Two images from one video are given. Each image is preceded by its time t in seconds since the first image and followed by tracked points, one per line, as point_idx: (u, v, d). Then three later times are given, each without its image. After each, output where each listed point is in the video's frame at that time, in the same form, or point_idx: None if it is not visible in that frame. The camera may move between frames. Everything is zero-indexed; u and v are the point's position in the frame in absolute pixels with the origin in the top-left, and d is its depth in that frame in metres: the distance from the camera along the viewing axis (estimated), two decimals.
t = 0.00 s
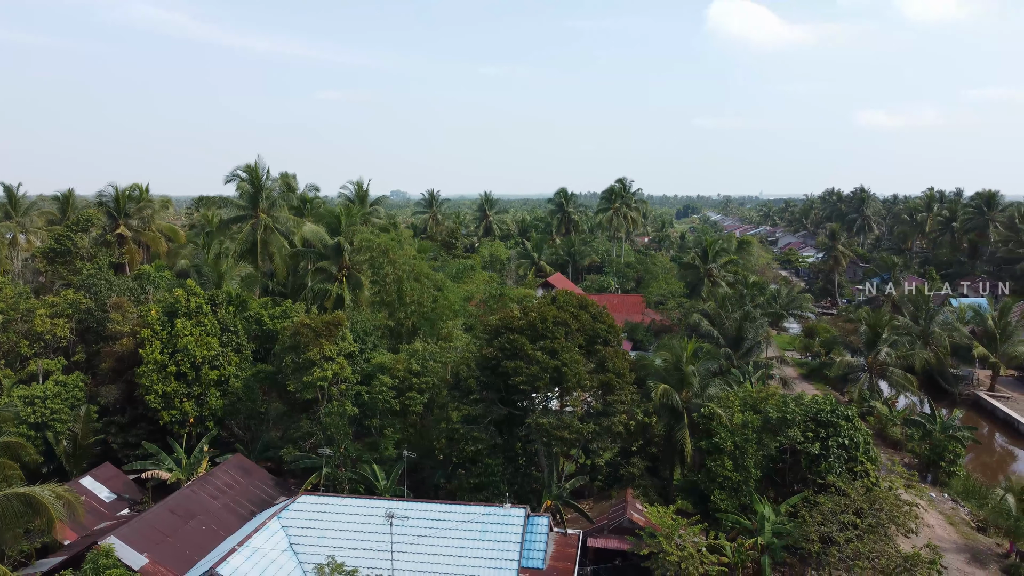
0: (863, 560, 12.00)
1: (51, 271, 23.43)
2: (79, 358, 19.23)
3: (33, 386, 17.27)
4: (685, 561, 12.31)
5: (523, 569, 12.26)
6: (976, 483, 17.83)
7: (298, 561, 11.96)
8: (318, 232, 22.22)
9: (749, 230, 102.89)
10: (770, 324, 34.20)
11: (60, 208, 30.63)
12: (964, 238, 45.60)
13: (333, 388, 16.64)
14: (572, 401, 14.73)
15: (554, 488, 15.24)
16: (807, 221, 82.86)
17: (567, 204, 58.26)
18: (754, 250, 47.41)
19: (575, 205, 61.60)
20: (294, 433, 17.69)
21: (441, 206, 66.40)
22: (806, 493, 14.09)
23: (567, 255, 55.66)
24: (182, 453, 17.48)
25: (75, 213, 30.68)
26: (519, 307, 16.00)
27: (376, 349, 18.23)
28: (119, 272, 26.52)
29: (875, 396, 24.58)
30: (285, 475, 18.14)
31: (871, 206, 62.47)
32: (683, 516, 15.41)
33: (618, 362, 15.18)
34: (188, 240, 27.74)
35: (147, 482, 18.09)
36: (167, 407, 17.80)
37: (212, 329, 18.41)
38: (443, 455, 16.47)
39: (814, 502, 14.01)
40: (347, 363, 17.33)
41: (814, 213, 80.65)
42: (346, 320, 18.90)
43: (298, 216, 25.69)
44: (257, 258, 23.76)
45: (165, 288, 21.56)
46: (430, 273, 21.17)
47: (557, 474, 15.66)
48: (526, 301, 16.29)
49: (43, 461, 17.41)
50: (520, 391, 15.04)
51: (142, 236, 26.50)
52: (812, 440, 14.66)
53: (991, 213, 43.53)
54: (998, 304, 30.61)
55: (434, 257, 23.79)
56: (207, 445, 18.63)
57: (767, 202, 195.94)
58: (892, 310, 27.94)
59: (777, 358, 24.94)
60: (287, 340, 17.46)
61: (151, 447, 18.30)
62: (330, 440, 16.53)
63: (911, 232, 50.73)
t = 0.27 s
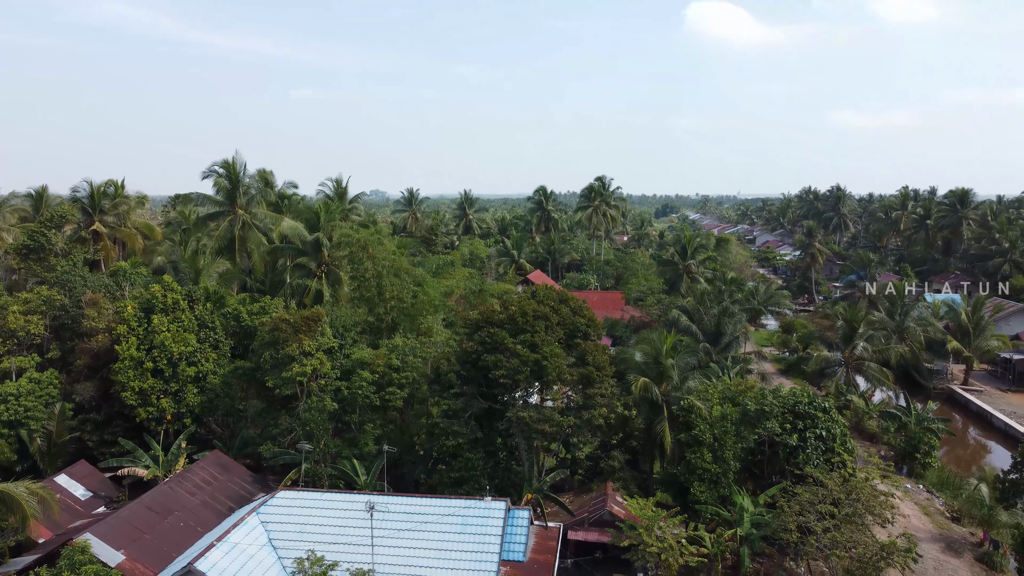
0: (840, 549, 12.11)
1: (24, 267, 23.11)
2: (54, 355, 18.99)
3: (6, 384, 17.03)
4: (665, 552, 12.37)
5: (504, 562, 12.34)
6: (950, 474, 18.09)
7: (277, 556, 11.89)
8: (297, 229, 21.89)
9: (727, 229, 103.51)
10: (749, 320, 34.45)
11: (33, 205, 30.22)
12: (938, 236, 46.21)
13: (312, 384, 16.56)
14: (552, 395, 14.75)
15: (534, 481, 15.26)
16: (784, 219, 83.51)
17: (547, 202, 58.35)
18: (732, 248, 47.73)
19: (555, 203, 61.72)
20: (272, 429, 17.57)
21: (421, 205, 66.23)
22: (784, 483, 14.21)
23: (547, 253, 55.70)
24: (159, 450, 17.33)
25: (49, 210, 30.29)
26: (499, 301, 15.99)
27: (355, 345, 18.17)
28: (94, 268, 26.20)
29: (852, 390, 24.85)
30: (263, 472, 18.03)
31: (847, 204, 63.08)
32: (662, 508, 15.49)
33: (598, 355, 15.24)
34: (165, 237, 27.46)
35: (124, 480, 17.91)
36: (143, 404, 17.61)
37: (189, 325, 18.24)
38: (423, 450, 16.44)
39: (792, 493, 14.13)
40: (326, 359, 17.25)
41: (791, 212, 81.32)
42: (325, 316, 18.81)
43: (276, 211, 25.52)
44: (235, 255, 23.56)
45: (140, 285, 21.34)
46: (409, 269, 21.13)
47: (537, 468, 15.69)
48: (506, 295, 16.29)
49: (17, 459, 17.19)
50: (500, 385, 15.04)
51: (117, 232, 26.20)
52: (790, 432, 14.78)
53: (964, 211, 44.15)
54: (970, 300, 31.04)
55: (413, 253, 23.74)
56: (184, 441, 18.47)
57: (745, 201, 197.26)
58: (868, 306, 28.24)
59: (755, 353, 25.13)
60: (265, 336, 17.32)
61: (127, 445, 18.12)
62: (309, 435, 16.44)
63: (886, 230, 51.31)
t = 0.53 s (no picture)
0: (818, 540, 12.23)
1: None
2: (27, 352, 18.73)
3: None
4: (645, 544, 12.43)
5: (485, 555, 12.36)
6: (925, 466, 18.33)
7: (256, 552, 11.81)
8: (275, 226, 21.83)
9: (705, 228, 104.12)
10: (727, 317, 34.69)
11: (6, 202, 29.75)
12: (912, 233, 46.79)
13: (291, 379, 16.48)
14: (532, 388, 14.77)
15: (514, 475, 15.29)
16: (761, 218, 84.14)
17: (527, 201, 58.39)
18: (711, 245, 48.00)
19: (535, 201, 61.75)
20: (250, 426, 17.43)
21: (400, 203, 66.00)
22: (762, 475, 14.33)
23: (527, 251, 55.69)
24: (135, 448, 17.15)
25: (22, 207, 29.84)
26: (479, 296, 15.98)
27: (335, 340, 18.10)
28: (69, 266, 25.86)
29: (829, 385, 25.11)
30: (242, 469, 17.91)
31: (823, 203, 63.66)
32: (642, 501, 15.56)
33: (578, 349, 15.28)
34: (141, 234, 27.15)
35: (99, 478, 17.71)
36: (119, 401, 17.43)
37: (166, 321, 18.06)
38: (403, 446, 16.40)
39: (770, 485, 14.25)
40: (305, 355, 17.15)
41: (769, 211, 81.95)
42: (304, 312, 18.71)
43: (254, 207, 25.34)
44: (213, 251, 23.36)
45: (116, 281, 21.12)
46: (389, 265, 21.07)
47: (517, 462, 15.71)
48: (486, 290, 16.27)
49: None
50: (481, 380, 15.03)
51: (92, 229, 25.87)
52: (768, 424, 14.87)
53: (938, 208, 44.70)
54: (944, 295, 31.47)
55: (393, 249, 23.68)
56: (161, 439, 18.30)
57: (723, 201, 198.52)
58: (844, 302, 28.53)
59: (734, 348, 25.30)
60: (242, 332, 17.17)
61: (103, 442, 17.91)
62: (288, 431, 16.35)
63: (861, 228, 51.87)
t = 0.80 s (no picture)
0: (796, 530, 12.35)
1: None
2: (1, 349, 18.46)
3: None
4: (625, 536, 12.49)
5: (466, 548, 12.36)
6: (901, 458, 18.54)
7: (235, 547, 11.73)
8: (253, 222, 21.73)
9: (684, 226, 104.62)
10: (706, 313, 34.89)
11: None
12: (888, 231, 47.31)
13: (269, 375, 16.38)
14: (513, 382, 14.77)
15: (495, 469, 15.32)
16: (740, 217, 84.70)
17: (507, 199, 58.38)
18: (690, 243, 48.25)
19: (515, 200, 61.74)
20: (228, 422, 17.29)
21: (380, 202, 65.76)
22: (741, 467, 14.43)
23: (507, 249, 55.62)
24: (111, 445, 16.95)
25: None
26: (459, 290, 15.95)
27: (314, 336, 18.01)
28: (43, 262, 25.49)
29: (807, 379, 25.35)
30: (221, 465, 17.77)
31: (801, 201, 64.17)
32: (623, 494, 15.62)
33: (558, 342, 15.30)
34: (116, 230, 26.82)
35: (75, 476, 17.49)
36: (95, 398, 17.21)
37: (143, 317, 17.87)
38: (384, 441, 16.35)
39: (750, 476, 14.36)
40: (284, 350, 17.05)
41: (747, 209, 82.50)
42: (283, 307, 18.63)
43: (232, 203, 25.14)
44: (190, 248, 23.14)
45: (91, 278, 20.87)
46: (368, 261, 20.97)
47: (498, 456, 15.71)
48: (466, 285, 16.25)
49: None
50: (461, 374, 15.01)
51: (67, 225, 25.52)
52: (747, 416, 14.98)
53: (913, 206, 45.25)
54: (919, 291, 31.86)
55: (372, 245, 23.59)
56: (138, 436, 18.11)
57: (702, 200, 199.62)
58: (822, 298, 28.81)
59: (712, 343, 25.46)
60: (220, 327, 17.00)
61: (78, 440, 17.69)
62: (267, 427, 16.24)
63: (838, 225, 52.37)
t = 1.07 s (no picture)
0: (776, 520, 12.44)
1: None
2: None
3: None
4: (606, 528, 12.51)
5: (447, 542, 12.31)
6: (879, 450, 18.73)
7: (214, 543, 11.64)
8: (231, 217, 21.58)
9: (664, 226, 104.99)
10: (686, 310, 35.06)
11: None
12: (865, 229, 47.79)
13: (248, 371, 16.25)
14: (494, 376, 14.76)
15: (476, 463, 15.28)
16: (719, 216, 85.16)
17: (488, 197, 58.30)
18: (670, 241, 48.46)
19: (496, 198, 61.67)
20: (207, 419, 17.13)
21: (360, 201, 65.44)
22: (721, 459, 14.52)
23: (488, 247, 55.55)
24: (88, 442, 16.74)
25: None
26: (440, 285, 15.91)
27: (293, 332, 17.90)
28: (17, 259, 25.11)
29: (786, 374, 25.56)
30: (199, 463, 17.60)
31: (779, 200, 64.63)
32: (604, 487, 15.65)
33: (538, 336, 15.30)
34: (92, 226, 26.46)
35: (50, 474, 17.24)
36: (71, 396, 16.97)
37: (120, 313, 17.65)
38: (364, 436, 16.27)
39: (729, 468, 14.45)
40: (263, 346, 16.92)
41: (726, 209, 82.97)
42: (262, 304, 18.54)
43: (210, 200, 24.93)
44: (167, 244, 22.90)
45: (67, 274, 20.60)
46: (348, 257, 20.86)
47: (479, 450, 15.69)
48: (446, 280, 16.21)
49: None
50: (442, 368, 14.98)
51: (42, 221, 25.15)
52: (726, 409, 15.06)
53: (889, 205, 45.73)
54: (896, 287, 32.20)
55: (352, 241, 23.47)
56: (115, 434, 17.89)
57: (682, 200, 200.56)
58: (800, 294, 29.04)
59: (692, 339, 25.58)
60: (197, 323, 16.82)
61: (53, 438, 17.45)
62: (246, 423, 16.11)
63: (816, 224, 52.81)
